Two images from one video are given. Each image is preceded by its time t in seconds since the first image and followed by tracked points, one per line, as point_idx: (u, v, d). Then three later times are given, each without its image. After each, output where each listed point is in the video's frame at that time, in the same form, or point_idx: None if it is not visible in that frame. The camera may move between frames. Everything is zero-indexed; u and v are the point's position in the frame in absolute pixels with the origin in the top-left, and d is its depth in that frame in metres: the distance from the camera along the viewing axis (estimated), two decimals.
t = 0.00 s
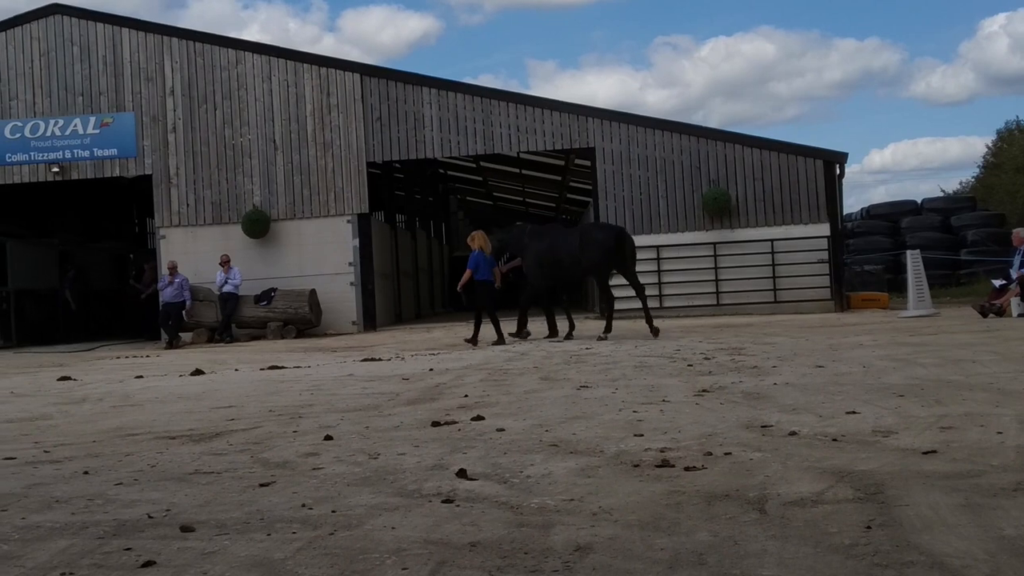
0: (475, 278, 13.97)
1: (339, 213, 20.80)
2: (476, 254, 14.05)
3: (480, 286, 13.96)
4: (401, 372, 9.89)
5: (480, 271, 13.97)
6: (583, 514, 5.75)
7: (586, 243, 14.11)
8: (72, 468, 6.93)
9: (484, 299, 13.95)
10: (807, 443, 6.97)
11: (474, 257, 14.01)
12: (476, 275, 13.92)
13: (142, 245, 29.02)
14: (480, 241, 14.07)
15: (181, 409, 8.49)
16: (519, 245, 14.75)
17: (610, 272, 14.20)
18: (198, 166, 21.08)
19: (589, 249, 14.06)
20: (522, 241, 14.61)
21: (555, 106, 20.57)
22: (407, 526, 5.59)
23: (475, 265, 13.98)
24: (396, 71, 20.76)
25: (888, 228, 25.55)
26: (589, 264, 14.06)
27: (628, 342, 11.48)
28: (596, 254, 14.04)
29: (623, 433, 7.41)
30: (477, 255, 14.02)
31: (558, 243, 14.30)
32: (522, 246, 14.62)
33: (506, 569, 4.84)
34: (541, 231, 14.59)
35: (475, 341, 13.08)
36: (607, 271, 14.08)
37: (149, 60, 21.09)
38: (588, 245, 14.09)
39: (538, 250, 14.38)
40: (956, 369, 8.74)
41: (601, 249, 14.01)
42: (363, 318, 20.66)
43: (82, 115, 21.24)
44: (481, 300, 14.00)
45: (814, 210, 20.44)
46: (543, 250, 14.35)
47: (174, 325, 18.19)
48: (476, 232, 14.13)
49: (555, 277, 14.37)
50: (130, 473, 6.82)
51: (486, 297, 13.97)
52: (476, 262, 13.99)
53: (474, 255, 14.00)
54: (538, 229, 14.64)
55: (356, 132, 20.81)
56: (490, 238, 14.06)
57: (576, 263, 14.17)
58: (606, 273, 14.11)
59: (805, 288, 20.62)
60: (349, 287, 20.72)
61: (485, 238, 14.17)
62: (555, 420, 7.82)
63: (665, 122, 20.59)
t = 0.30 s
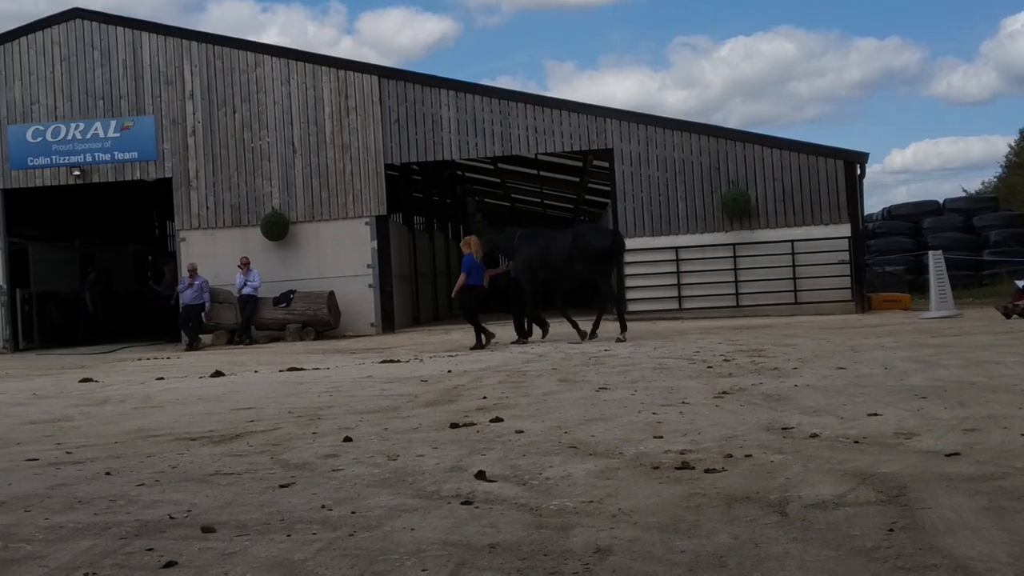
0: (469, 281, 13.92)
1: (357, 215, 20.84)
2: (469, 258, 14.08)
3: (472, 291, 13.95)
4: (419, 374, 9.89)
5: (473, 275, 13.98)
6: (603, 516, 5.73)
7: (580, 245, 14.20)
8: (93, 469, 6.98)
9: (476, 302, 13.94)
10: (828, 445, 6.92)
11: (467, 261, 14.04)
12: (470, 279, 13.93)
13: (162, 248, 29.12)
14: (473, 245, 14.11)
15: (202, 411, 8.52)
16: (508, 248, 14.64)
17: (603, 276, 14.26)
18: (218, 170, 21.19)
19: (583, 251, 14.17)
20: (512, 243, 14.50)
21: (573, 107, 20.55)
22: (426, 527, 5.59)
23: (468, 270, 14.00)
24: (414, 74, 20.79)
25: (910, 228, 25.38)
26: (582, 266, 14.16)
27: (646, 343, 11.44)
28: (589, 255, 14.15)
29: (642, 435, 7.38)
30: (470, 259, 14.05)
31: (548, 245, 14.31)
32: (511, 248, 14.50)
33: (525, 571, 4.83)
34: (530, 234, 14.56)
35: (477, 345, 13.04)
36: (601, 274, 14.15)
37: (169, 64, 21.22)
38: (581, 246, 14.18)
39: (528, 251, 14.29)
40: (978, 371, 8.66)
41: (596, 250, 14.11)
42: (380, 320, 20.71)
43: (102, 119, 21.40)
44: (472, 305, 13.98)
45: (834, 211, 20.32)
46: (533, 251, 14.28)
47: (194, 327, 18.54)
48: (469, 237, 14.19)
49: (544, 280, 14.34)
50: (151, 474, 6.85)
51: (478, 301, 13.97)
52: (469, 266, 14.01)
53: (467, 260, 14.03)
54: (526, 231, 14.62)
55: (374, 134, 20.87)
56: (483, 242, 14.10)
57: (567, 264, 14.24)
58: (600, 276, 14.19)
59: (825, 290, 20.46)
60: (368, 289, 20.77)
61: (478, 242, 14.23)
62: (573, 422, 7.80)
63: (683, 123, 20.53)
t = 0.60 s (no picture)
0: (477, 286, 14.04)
1: (391, 217, 20.91)
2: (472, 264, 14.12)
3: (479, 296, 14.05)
4: (453, 376, 9.90)
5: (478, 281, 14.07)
6: (637, 518, 5.71)
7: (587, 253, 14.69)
8: (130, 471, 7.03)
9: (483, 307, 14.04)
10: (865, 447, 6.86)
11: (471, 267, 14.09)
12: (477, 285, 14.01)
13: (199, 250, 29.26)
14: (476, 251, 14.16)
15: (237, 412, 8.57)
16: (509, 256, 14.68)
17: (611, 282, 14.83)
18: (253, 172, 21.32)
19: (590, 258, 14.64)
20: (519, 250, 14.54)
21: (608, 109, 20.56)
22: (461, 528, 5.60)
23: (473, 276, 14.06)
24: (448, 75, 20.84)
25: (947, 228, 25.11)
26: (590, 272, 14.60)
27: (680, 345, 11.40)
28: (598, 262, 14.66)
29: (677, 437, 7.35)
30: (474, 265, 14.10)
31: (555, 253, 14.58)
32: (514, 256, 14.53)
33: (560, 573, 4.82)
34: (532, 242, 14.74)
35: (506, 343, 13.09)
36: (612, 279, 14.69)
37: (204, 68, 21.39)
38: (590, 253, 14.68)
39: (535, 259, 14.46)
40: (1018, 372, 8.56)
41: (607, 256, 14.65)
42: (415, 322, 20.74)
43: (138, 122, 21.60)
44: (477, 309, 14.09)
45: (871, 211, 20.15)
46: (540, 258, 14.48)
47: (230, 329, 18.55)
48: (471, 242, 14.25)
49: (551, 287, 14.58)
50: (188, 475, 6.90)
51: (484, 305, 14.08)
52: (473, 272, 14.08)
53: (471, 265, 14.08)
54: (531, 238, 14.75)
55: (407, 136, 20.94)
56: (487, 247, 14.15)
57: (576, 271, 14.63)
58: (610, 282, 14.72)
59: (862, 291, 20.23)
60: (402, 291, 20.80)
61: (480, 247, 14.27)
62: (607, 424, 7.78)
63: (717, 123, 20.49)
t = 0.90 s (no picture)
0: (461, 291, 14.08)
1: (406, 220, 20.93)
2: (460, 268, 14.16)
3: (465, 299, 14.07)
4: (469, 379, 9.91)
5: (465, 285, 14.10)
6: (653, 521, 5.71)
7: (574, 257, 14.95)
8: (146, 474, 7.04)
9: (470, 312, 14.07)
10: (881, 450, 6.86)
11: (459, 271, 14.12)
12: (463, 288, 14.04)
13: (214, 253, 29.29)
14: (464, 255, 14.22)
15: (254, 416, 8.58)
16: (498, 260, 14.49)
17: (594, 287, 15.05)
18: (268, 176, 21.35)
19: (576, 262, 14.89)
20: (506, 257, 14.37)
21: (625, 112, 20.58)
22: (477, 532, 5.60)
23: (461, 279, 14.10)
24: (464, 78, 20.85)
25: (963, 231, 24.95)
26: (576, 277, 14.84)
27: (697, 348, 11.39)
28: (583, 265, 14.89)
29: (693, 440, 7.35)
30: (462, 268, 14.13)
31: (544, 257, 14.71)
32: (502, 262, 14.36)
33: None
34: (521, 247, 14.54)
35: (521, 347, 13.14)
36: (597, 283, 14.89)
37: (219, 71, 21.42)
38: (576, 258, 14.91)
39: (524, 266, 14.32)
40: None
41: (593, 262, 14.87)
42: (431, 325, 20.73)
43: (154, 126, 21.62)
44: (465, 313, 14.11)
45: (887, 214, 20.12)
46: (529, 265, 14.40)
47: (246, 333, 18.45)
48: (459, 246, 14.22)
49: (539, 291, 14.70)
50: (204, 479, 6.90)
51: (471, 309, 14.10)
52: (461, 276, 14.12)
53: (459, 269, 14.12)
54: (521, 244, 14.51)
55: (423, 139, 20.96)
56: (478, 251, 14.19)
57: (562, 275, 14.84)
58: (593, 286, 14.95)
59: (878, 293, 20.16)
60: (418, 295, 20.80)
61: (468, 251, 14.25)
62: (623, 427, 7.78)
63: (733, 126, 20.50)
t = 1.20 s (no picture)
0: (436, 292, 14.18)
1: (409, 220, 20.94)
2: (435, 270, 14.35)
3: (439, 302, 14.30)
4: (471, 378, 9.90)
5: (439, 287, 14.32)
6: (655, 521, 5.70)
7: (548, 259, 14.58)
8: (149, 473, 7.05)
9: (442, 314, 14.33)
10: (884, 450, 6.84)
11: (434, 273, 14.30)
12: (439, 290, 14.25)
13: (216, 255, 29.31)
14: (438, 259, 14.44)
15: (256, 415, 8.59)
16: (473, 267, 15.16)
17: (574, 287, 14.68)
18: (271, 176, 21.38)
19: (548, 265, 14.57)
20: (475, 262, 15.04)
21: (627, 111, 20.58)
22: (479, 531, 5.60)
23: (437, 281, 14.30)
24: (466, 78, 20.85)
25: (967, 231, 24.88)
26: (549, 279, 14.55)
27: (699, 347, 11.38)
28: (555, 268, 14.52)
29: (696, 440, 7.35)
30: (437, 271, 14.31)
31: (510, 262, 14.77)
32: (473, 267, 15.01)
33: None
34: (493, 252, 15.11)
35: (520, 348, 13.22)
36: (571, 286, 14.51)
37: (222, 71, 21.45)
38: (548, 260, 14.56)
39: (494, 269, 14.86)
40: None
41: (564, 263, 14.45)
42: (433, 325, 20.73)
43: (158, 126, 21.66)
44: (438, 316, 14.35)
45: (890, 214, 20.09)
46: (498, 268, 14.85)
47: (249, 332, 18.50)
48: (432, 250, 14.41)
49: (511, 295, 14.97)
50: (207, 478, 6.91)
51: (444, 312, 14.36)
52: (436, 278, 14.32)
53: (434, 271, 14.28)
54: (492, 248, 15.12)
55: (426, 138, 20.97)
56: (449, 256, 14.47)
57: (532, 278, 14.67)
58: (570, 288, 14.58)
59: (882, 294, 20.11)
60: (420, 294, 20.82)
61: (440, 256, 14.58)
62: (625, 427, 7.77)
63: (736, 125, 20.48)
